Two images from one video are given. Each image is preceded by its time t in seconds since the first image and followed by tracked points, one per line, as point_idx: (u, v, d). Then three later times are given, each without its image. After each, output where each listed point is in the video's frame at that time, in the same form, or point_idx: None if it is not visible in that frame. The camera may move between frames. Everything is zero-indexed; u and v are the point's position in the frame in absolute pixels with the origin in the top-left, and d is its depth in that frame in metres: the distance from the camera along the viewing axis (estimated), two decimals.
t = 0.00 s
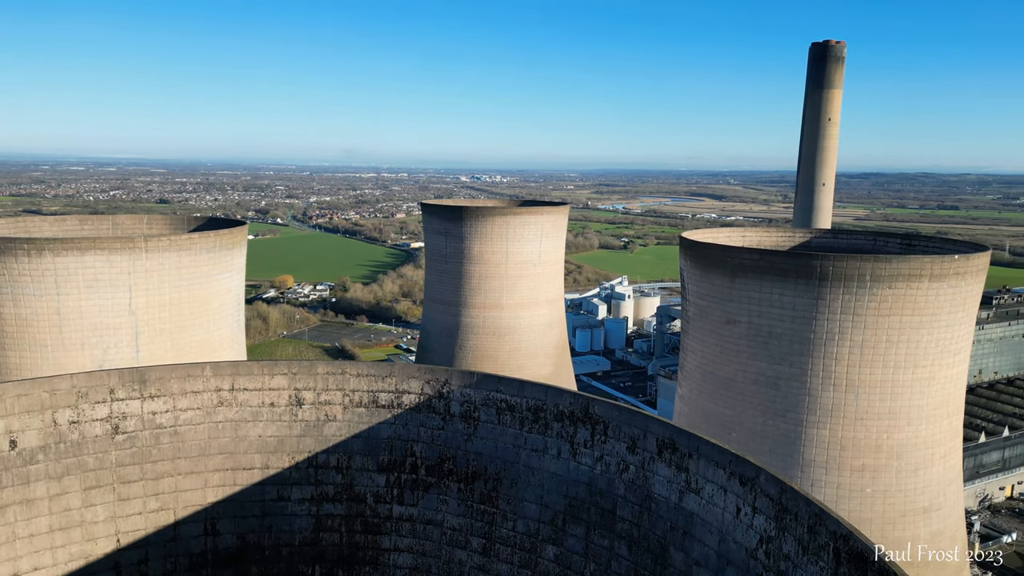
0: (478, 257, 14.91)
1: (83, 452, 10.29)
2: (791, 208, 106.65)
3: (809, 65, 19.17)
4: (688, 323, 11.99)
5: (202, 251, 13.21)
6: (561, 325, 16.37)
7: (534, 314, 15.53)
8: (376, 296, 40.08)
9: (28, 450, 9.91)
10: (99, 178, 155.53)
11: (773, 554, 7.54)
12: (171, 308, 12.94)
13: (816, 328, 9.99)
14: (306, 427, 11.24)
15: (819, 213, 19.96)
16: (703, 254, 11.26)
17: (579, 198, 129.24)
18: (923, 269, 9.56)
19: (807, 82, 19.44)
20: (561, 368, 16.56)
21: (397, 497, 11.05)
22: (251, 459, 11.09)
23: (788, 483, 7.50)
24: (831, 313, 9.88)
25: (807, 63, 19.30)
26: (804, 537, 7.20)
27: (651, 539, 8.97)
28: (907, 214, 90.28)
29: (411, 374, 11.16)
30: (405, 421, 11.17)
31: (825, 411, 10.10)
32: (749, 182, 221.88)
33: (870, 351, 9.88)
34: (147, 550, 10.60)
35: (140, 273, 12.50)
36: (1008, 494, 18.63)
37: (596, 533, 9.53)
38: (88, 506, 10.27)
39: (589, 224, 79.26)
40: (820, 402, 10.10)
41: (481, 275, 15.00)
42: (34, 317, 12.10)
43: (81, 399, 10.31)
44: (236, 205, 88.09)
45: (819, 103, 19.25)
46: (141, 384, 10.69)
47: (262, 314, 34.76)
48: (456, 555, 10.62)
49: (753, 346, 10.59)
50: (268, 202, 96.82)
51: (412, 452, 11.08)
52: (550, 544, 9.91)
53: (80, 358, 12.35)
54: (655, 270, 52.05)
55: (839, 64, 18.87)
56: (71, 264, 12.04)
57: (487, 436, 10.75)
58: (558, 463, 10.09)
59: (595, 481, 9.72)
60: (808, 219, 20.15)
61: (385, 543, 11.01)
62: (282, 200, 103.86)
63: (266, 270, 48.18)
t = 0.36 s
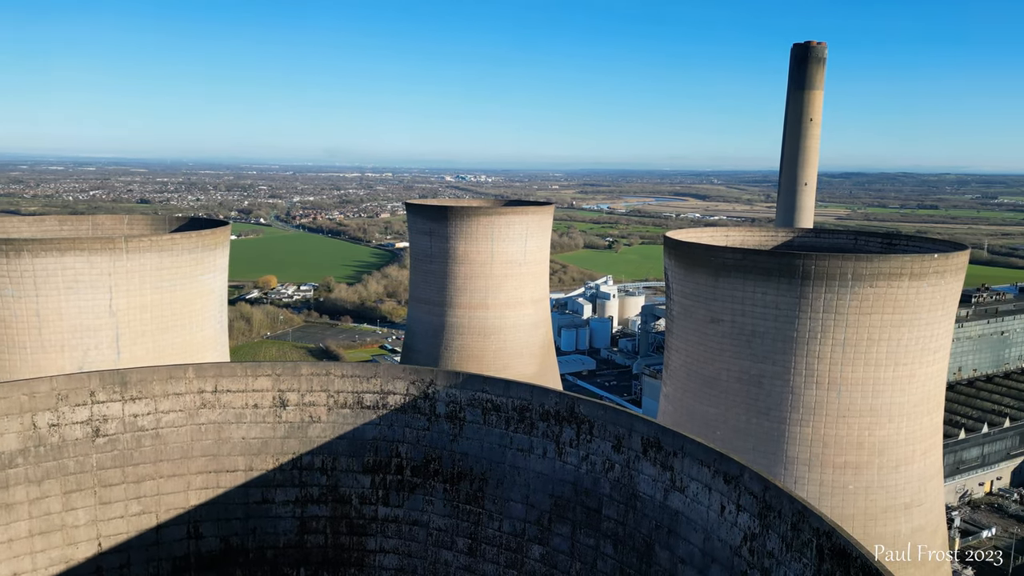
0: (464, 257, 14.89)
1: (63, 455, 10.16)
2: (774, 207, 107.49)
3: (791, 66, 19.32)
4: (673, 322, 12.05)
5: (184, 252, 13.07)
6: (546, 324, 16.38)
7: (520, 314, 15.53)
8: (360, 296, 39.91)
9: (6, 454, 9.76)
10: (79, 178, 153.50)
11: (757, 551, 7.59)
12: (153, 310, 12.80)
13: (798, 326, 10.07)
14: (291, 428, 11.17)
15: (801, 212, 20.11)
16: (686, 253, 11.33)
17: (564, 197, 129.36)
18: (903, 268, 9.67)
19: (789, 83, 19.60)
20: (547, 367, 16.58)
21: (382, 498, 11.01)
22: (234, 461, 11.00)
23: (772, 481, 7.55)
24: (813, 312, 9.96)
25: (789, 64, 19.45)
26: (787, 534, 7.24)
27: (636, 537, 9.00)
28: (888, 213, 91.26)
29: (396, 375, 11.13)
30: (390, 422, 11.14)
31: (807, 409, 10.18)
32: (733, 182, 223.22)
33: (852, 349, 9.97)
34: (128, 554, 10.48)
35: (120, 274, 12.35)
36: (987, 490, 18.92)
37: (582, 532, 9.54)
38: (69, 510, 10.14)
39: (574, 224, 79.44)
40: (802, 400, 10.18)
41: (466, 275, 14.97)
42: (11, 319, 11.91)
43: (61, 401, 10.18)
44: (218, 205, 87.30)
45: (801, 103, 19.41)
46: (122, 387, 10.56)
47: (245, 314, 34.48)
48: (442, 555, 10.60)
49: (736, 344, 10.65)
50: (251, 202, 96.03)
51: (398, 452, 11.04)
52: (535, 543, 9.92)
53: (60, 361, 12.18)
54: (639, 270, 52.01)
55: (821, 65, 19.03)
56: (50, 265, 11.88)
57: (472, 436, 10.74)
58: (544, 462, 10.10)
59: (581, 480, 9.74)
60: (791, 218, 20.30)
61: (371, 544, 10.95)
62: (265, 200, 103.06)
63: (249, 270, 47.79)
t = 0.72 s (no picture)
0: (450, 257, 14.86)
1: (44, 458, 10.04)
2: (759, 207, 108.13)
3: (776, 66, 19.46)
4: (659, 322, 12.09)
5: (168, 252, 12.95)
6: (533, 324, 16.39)
7: (506, 314, 15.52)
8: (346, 296, 39.74)
9: None
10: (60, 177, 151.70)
11: (743, 549, 7.62)
12: (136, 311, 12.67)
13: (783, 325, 10.13)
14: (276, 430, 11.10)
15: (786, 212, 20.24)
16: (672, 253, 11.38)
17: (551, 197, 129.45)
18: (886, 267, 9.76)
19: (773, 84, 19.73)
20: (534, 367, 16.58)
21: (369, 499, 10.96)
22: (219, 463, 10.92)
23: (757, 479, 7.60)
24: (798, 311, 10.03)
25: (773, 64, 19.59)
26: (773, 532, 7.29)
27: (623, 536, 9.01)
28: (871, 213, 92.05)
29: (382, 376, 11.09)
30: (377, 423, 11.10)
31: (792, 407, 10.25)
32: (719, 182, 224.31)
33: (836, 347, 10.06)
34: (112, 558, 10.36)
35: (103, 274, 12.22)
36: (969, 486, 19.14)
37: (569, 531, 9.55)
38: (51, 514, 10.01)
39: (561, 223, 79.53)
40: (787, 398, 10.25)
41: (453, 275, 14.95)
42: None
43: (42, 404, 10.05)
44: (202, 205, 86.54)
45: (785, 104, 19.56)
46: (105, 389, 10.44)
47: (230, 315, 34.19)
48: (429, 556, 10.57)
49: (721, 343, 10.71)
50: (235, 202, 95.25)
51: (384, 453, 11.00)
52: (523, 543, 9.91)
53: (41, 362, 12.03)
54: (626, 270, 52.03)
55: (804, 66, 19.19)
56: (31, 266, 11.73)
57: (459, 437, 10.73)
58: (531, 462, 10.11)
59: (568, 479, 9.75)
60: (776, 218, 20.42)
61: (357, 545, 10.89)
62: (250, 200, 102.35)
63: (234, 270, 47.41)
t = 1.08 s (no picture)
0: (435, 257, 14.82)
1: (24, 462, 9.91)
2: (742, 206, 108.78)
3: (758, 67, 19.59)
4: (643, 321, 12.12)
5: (149, 252, 12.81)
6: (518, 324, 16.38)
7: (492, 314, 15.51)
8: (331, 297, 39.55)
9: None
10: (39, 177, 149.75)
11: (727, 547, 7.65)
12: (117, 312, 12.52)
13: (766, 324, 10.20)
14: (260, 432, 11.02)
15: (769, 211, 20.37)
16: (656, 252, 11.42)
17: (537, 197, 129.53)
18: (867, 266, 9.86)
19: (756, 84, 19.86)
20: (519, 367, 16.57)
21: (354, 500, 10.90)
22: (202, 465, 10.81)
23: (741, 477, 7.65)
24: (781, 310, 10.10)
25: (756, 64, 19.71)
26: (757, 529, 7.33)
27: (609, 535, 9.03)
28: (853, 212, 92.89)
29: (368, 376, 11.05)
30: (362, 424, 11.05)
31: (775, 406, 10.32)
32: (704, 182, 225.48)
33: (818, 346, 10.14)
34: (93, 562, 10.23)
35: (84, 275, 12.08)
36: (949, 482, 19.37)
37: (555, 531, 9.55)
38: (31, 518, 9.87)
39: (546, 223, 79.62)
40: (771, 396, 10.32)
41: (438, 275, 14.91)
42: None
43: (22, 407, 9.92)
44: (184, 205, 85.77)
45: (767, 104, 19.69)
46: (85, 392, 10.31)
47: (213, 316, 33.92)
48: (415, 557, 10.53)
49: (706, 342, 10.77)
50: (218, 202, 94.47)
51: (370, 454, 10.96)
52: (509, 543, 9.90)
53: (20, 365, 11.85)
54: (610, 270, 52.04)
55: (787, 66, 19.33)
56: (9, 267, 11.56)
57: (445, 437, 10.71)
58: (517, 462, 10.11)
59: (554, 479, 9.76)
60: (759, 218, 20.55)
61: (343, 547, 10.82)
62: (233, 200, 101.56)
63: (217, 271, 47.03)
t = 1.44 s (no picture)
0: (421, 257, 14.78)
1: (3, 466, 9.78)
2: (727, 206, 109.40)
3: (742, 67, 19.70)
4: (628, 320, 12.15)
5: (131, 253, 12.67)
6: (504, 324, 16.37)
7: (477, 314, 15.49)
8: (315, 297, 39.35)
9: None
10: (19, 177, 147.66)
11: (712, 545, 7.68)
12: (99, 313, 12.38)
13: (750, 322, 10.26)
14: (244, 434, 10.93)
15: (752, 211, 20.53)
16: (640, 252, 11.46)
17: (523, 197, 129.48)
18: (848, 265, 9.94)
19: (739, 84, 19.98)
20: (505, 367, 16.56)
21: (339, 502, 10.84)
22: (185, 468, 10.71)
23: (725, 475, 7.69)
24: (764, 308, 10.16)
25: (739, 65, 19.83)
26: (741, 527, 7.37)
27: (594, 534, 9.04)
28: (835, 212, 93.73)
29: (352, 377, 11.00)
30: (347, 425, 11.00)
31: (759, 404, 10.39)
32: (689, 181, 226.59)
33: (801, 344, 10.21)
34: (75, 566, 10.09)
35: (64, 276, 11.92)
36: (930, 478, 19.59)
37: (541, 530, 9.55)
38: (10, 523, 9.73)
39: (531, 223, 79.71)
40: (754, 394, 10.38)
41: (423, 275, 14.87)
42: None
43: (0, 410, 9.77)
44: (166, 205, 84.91)
45: (751, 104, 19.82)
46: (65, 394, 10.17)
47: (196, 317, 33.64)
48: (401, 558, 10.48)
49: (690, 341, 10.81)
50: (201, 202, 93.61)
51: (355, 455, 10.90)
52: (495, 543, 9.89)
53: None
54: (593, 270, 52.01)
55: (770, 67, 19.47)
56: None
57: (431, 438, 10.68)
58: (503, 462, 10.10)
59: (539, 479, 9.76)
60: (742, 217, 20.70)
61: (328, 549, 10.76)
62: (216, 200, 100.68)
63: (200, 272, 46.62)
